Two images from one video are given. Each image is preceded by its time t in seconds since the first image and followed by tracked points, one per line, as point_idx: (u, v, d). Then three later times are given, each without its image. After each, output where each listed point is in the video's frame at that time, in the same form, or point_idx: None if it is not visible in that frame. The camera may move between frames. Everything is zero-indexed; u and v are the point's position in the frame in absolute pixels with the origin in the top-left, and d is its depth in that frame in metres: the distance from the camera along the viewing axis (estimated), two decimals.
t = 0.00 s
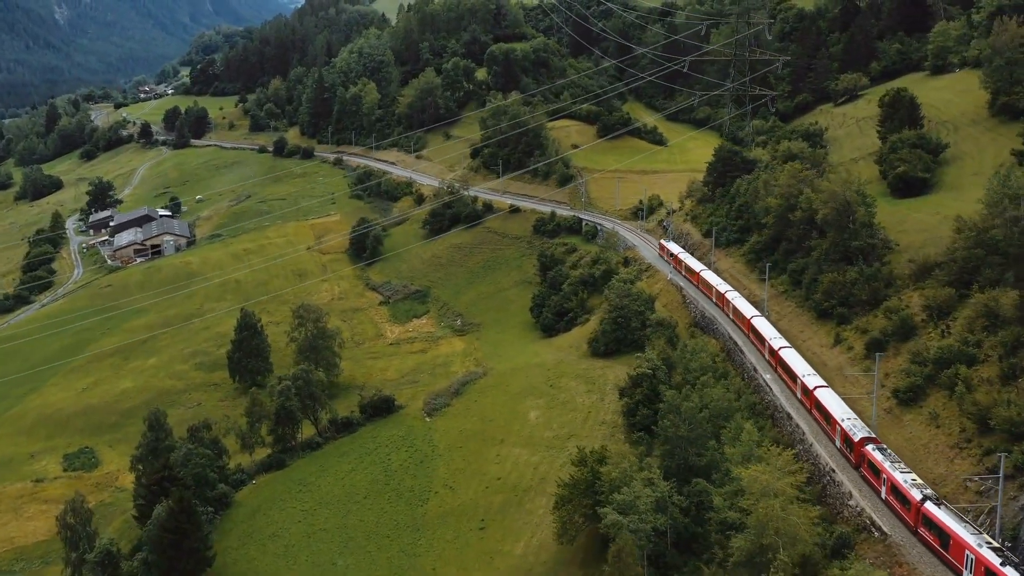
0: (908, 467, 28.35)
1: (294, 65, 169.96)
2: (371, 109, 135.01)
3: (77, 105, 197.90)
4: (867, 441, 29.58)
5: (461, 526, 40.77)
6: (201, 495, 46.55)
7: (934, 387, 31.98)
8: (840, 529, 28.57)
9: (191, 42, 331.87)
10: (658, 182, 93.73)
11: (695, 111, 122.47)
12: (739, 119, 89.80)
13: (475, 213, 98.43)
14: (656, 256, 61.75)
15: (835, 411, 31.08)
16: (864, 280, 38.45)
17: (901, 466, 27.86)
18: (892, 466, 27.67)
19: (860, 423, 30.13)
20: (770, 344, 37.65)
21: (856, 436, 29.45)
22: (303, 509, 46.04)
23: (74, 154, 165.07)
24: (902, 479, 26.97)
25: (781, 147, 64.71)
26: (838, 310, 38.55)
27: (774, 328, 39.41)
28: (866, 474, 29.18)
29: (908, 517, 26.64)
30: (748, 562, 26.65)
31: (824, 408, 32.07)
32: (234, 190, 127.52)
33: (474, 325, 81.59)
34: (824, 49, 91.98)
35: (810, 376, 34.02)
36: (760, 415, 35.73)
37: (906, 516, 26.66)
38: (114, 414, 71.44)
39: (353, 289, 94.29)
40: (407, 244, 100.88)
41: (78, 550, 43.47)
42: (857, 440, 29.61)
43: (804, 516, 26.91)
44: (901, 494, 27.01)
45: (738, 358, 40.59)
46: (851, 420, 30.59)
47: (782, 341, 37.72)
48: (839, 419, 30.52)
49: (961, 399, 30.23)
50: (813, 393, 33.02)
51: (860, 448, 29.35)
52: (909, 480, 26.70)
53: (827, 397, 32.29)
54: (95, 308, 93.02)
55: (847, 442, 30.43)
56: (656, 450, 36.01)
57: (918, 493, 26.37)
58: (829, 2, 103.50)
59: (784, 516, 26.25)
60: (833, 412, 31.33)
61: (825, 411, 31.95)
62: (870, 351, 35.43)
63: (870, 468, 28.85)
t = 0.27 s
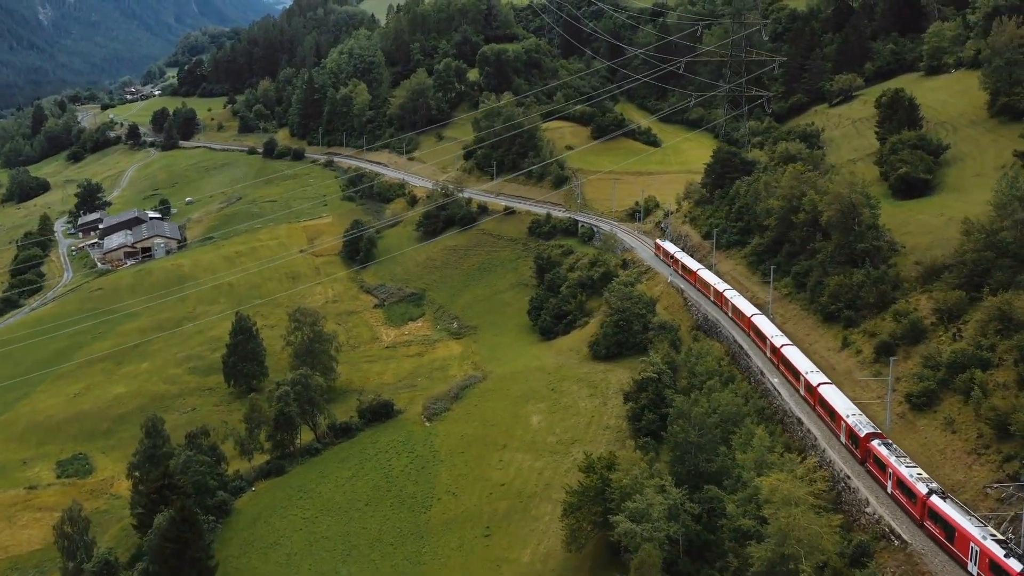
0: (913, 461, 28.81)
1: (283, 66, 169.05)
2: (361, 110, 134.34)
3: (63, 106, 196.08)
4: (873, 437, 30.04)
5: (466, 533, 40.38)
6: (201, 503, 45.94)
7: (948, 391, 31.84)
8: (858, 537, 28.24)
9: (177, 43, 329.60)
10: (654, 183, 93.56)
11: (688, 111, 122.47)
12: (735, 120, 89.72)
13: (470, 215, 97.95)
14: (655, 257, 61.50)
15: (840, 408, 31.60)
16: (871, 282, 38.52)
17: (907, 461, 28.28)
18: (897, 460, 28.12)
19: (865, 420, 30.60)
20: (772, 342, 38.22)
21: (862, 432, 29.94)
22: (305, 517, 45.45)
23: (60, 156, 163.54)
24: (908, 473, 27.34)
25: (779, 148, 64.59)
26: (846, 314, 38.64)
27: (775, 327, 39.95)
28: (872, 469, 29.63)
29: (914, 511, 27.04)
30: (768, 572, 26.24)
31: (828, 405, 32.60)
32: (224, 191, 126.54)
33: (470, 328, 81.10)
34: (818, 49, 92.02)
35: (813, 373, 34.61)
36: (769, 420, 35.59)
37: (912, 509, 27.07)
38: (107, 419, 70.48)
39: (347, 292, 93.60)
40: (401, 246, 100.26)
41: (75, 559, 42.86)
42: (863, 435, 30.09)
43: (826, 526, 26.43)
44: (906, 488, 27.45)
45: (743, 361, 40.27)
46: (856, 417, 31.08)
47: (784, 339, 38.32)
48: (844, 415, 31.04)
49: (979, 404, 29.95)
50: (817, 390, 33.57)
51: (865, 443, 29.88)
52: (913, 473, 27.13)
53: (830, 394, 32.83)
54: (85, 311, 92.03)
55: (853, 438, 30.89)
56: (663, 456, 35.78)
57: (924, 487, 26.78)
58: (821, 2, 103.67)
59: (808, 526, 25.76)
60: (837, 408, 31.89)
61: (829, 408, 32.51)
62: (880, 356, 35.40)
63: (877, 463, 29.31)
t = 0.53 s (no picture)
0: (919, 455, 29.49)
1: (270, 67, 167.78)
2: (350, 111, 133.47)
3: (45, 108, 193.67)
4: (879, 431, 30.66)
5: (472, 540, 40.01)
6: (202, 511, 45.29)
7: (964, 397, 31.74)
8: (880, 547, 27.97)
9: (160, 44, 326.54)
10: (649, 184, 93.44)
11: (680, 112, 122.42)
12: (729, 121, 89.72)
13: (463, 217, 97.43)
14: (653, 258, 61.27)
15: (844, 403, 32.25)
16: (879, 285, 38.56)
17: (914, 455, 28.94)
18: (904, 454, 28.80)
19: (871, 415, 31.23)
20: (773, 338, 38.92)
21: (868, 427, 30.57)
22: (307, 525, 44.87)
23: (44, 158, 161.56)
24: (914, 466, 28.08)
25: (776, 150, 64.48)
26: (855, 317, 38.66)
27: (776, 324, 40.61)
28: (878, 462, 30.28)
29: (920, 504, 27.74)
30: None
31: (832, 399, 33.27)
32: (212, 193, 125.40)
33: (466, 331, 80.58)
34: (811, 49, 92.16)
35: (816, 368, 35.29)
36: (780, 425, 35.47)
37: (918, 501, 27.77)
38: (100, 425, 69.40)
39: (340, 296, 92.83)
40: (394, 249, 99.59)
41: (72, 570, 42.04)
42: (869, 430, 30.75)
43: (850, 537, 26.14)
44: (913, 482, 28.15)
45: (750, 366, 40.09)
46: (862, 412, 31.70)
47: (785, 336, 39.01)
48: (849, 409, 31.67)
49: (1000, 409, 29.64)
50: (821, 385, 34.18)
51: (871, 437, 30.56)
52: (920, 466, 27.87)
53: (834, 389, 33.45)
54: (74, 314, 90.79)
55: (858, 432, 31.52)
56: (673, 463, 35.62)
57: (930, 480, 27.50)
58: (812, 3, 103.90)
59: (834, 536, 25.43)
60: (842, 403, 32.51)
61: (833, 402, 33.13)
62: (891, 360, 35.45)
63: (883, 457, 29.95)
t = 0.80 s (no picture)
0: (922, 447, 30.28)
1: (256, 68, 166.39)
2: (339, 112, 132.50)
3: (26, 109, 191.01)
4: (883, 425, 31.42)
5: (477, 548, 39.56)
6: (204, 519, 44.64)
7: (981, 401, 31.64)
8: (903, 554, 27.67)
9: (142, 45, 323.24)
10: (643, 186, 93.35)
11: (671, 113, 122.40)
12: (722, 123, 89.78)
13: (456, 219, 96.89)
14: (652, 259, 61.02)
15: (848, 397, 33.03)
16: (887, 288, 38.71)
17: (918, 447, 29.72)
18: (908, 446, 29.60)
19: (873, 408, 32.05)
20: (773, 335, 39.75)
21: (872, 420, 31.37)
22: (309, 532, 44.27)
23: (27, 160, 159.42)
24: (919, 458, 28.90)
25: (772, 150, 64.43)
26: (863, 320, 38.74)
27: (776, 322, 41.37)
28: (883, 455, 31.06)
29: (925, 495, 28.50)
30: None
31: (835, 394, 34.09)
32: (200, 195, 124.23)
33: (462, 334, 80.06)
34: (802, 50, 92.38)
35: (817, 364, 36.10)
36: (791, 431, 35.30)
37: (923, 492, 28.53)
38: (92, 432, 68.25)
39: (333, 299, 92.04)
40: (387, 251, 98.90)
41: None
42: (873, 423, 31.52)
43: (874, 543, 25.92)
44: (918, 473, 28.96)
45: (757, 370, 39.99)
46: (865, 405, 32.50)
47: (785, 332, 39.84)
48: (853, 404, 32.44)
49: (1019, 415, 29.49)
50: (823, 380, 34.95)
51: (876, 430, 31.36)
52: (926, 458, 28.68)
53: (836, 384, 34.24)
54: (62, 317, 89.49)
55: (862, 426, 32.31)
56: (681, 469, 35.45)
57: (935, 471, 28.27)
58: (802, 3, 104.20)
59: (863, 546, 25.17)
60: (845, 397, 33.30)
61: (836, 397, 33.91)
62: (902, 363, 35.42)
63: (887, 450, 30.74)
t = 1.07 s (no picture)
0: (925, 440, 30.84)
1: (244, 69, 165.26)
2: (330, 114, 131.76)
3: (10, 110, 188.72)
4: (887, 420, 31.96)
5: (483, 556, 39.17)
6: (208, 525, 44.23)
7: (996, 404, 31.64)
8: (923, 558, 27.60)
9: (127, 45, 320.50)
10: (639, 186, 93.32)
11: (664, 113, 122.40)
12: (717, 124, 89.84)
13: (451, 221, 96.50)
14: (650, 260, 61.01)
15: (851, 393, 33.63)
16: (895, 289, 38.79)
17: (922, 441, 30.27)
18: (912, 440, 30.18)
19: (877, 403, 32.64)
20: (774, 332, 40.34)
21: (876, 414, 31.92)
22: (313, 538, 43.80)
23: (13, 162, 157.59)
24: (924, 450, 29.49)
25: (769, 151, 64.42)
26: (871, 321, 38.74)
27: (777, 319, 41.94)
28: (887, 448, 31.61)
29: (930, 487, 29.00)
30: None
31: (837, 389, 34.66)
32: (191, 197, 123.25)
33: (459, 336, 79.73)
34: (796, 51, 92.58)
35: (819, 360, 36.71)
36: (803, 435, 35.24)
37: (928, 484, 29.04)
38: (88, 436, 67.42)
39: (327, 301, 91.47)
40: (382, 253, 98.42)
41: None
42: (876, 417, 32.10)
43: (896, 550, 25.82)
44: (923, 466, 29.50)
45: (763, 372, 39.98)
46: (868, 400, 33.08)
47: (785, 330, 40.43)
48: (857, 398, 33.00)
49: None
50: (825, 375, 35.51)
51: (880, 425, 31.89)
52: (930, 451, 29.25)
53: (840, 379, 34.82)
54: (54, 320, 88.23)
55: (865, 420, 32.90)
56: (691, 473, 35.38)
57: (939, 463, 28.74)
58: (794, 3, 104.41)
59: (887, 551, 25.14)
60: (848, 393, 33.86)
61: (839, 392, 34.42)
62: (912, 364, 35.48)
63: (891, 444, 31.31)
